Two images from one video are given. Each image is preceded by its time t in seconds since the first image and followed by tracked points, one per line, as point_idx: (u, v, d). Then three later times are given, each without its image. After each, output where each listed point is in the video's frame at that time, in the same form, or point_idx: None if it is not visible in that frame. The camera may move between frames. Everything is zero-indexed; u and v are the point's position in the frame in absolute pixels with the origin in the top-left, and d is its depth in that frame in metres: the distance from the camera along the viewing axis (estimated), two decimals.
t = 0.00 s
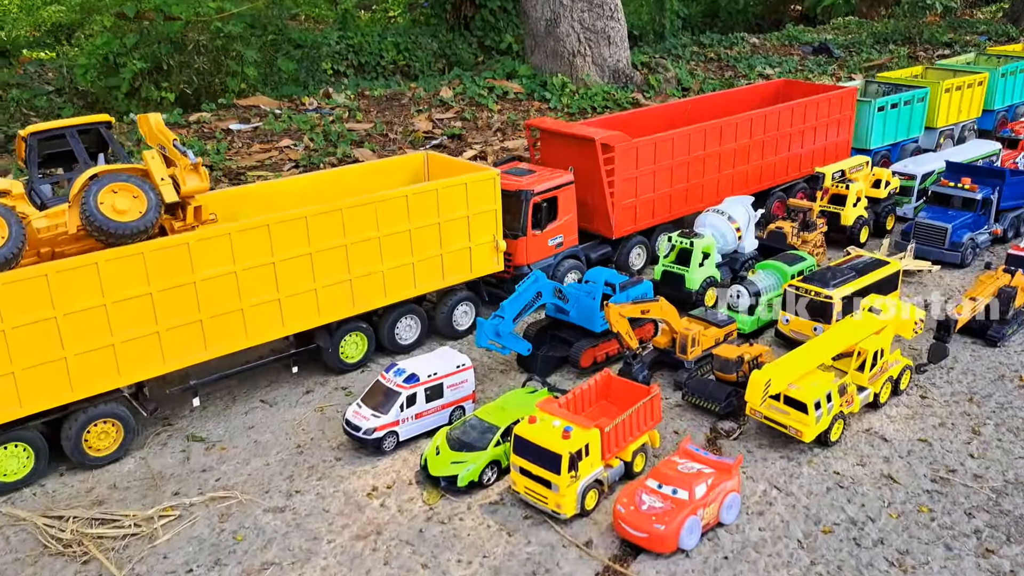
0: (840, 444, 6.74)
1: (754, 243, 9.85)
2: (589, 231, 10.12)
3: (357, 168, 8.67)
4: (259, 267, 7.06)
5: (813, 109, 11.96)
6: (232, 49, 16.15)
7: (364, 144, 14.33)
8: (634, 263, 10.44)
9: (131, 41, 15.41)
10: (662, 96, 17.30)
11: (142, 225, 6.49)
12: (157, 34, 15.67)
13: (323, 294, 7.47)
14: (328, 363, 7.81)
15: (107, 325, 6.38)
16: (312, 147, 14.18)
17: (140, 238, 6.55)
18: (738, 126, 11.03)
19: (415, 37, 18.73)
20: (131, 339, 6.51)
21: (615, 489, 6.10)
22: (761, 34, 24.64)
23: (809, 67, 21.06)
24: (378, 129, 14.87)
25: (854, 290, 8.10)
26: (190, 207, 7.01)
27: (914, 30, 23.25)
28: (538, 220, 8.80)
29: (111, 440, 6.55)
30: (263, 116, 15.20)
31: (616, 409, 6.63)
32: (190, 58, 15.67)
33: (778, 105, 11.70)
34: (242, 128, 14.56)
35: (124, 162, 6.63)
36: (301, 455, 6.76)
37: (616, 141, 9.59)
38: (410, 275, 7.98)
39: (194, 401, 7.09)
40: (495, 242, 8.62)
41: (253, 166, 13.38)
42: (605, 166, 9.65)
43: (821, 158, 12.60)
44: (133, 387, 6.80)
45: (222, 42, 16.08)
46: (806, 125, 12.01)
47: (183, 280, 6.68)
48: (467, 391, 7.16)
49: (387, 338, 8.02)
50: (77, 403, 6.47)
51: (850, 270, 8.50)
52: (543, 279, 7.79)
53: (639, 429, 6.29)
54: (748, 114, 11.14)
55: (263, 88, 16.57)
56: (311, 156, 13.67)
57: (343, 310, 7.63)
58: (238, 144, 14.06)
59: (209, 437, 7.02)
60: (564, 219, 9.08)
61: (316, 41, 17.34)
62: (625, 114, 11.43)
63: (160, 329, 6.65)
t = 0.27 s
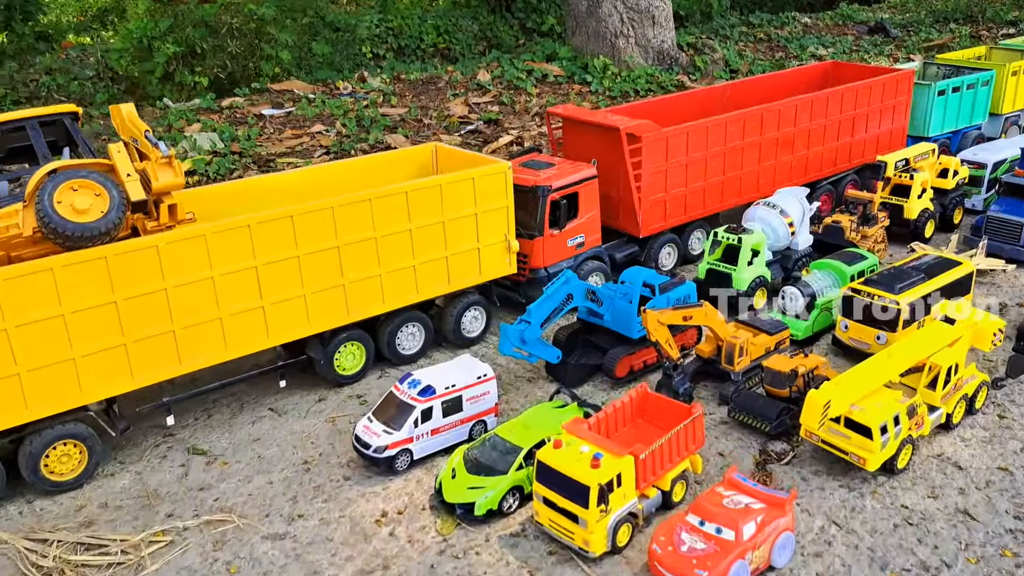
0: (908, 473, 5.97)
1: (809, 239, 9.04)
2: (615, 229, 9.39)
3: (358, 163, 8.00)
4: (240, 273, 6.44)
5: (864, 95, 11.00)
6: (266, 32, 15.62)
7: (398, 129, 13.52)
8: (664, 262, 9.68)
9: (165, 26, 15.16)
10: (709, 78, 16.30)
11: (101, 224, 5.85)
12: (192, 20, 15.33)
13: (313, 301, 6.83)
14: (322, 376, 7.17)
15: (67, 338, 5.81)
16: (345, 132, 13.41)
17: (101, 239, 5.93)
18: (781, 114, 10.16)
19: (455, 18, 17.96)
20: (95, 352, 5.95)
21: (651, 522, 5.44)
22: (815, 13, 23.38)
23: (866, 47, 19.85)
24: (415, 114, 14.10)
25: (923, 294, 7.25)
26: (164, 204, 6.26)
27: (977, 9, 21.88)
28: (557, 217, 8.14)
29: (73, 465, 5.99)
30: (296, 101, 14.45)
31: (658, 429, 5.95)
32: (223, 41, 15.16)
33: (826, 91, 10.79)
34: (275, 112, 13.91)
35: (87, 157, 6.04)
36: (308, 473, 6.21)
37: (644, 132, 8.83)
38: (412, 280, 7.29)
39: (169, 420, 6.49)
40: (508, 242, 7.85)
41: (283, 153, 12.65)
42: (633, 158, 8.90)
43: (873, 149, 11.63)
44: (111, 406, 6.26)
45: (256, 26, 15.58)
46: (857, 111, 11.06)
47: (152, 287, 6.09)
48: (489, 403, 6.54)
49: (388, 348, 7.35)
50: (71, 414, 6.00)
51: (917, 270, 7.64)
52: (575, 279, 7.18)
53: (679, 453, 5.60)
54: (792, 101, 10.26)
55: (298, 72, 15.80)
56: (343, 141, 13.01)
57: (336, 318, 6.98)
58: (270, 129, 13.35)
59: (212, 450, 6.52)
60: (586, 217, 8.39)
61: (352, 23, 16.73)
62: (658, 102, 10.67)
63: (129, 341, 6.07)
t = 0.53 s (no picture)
0: (1009, 543, 5.15)
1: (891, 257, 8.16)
2: (663, 243, 8.64)
3: (382, 163, 7.29)
4: (241, 286, 5.77)
5: (946, 99, 9.98)
6: (321, 16, 15.07)
7: (451, 120, 12.80)
8: (716, 279, 8.86)
9: (223, 10, 14.77)
10: (781, 72, 15.24)
11: (85, 233, 5.12)
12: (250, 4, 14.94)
13: (322, 320, 6.17)
14: (332, 396, 6.62)
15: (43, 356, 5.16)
16: (397, 121, 12.77)
17: (84, 248, 5.19)
18: (851, 120, 9.24)
19: (517, 5, 17.21)
20: (75, 373, 5.27)
21: None
22: (897, 4, 21.94)
23: (949, 43, 18.50)
24: (469, 104, 13.38)
25: None
26: (159, 209, 5.53)
27: None
28: (597, 229, 7.64)
29: (50, 493, 5.40)
30: (351, 88, 13.78)
31: (714, 478, 5.31)
32: (280, 25, 14.59)
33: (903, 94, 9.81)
34: (328, 99, 13.28)
35: (72, 159, 5.30)
36: (325, 505, 5.67)
37: (697, 138, 8.05)
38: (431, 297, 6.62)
39: (157, 446, 5.82)
40: (540, 257, 7.24)
41: (333, 143, 12.06)
42: (684, 166, 8.14)
43: (955, 158, 10.58)
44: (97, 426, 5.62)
45: (313, 9, 15.04)
46: (938, 116, 10.06)
47: (143, 301, 5.41)
48: (526, 435, 5.90)
49: (405, 367, 6.75)
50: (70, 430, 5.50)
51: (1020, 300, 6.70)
52: (629, 298, 6.44)
53: (742, 510, 4.89)
54: (865, 104, 9.32)
55: (353, 57, 15.20)
56: (394, 130, 12.37)
57: (346, 338, 6.32)
58: (322, 117, 12.73)
59: (226, 472, 6.03)
60: (630, 229, 7.91)
61: (410, 8, 16.10)
62: (721, 100, 9.81)
63: (113, 361, 5.40)
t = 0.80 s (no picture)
0: None
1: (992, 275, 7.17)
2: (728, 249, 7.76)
3: (417, 146, 6.60)
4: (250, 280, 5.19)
5: None
6: None
7: (506, 102, 11.99)
8: (785, 291, 7.94)
9: None
10: (862, 63, 14.06)
11: (72, 214, 4.61)
12: None
13: (340, 320, 5.55)
14: (350, 404, 5.96)
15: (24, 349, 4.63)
16: (450, 101, 12.00)
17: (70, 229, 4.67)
18: (946, 118, 8.20)
19: None
20: (59, 369, 4.73)
21: None
22: None
23: None
24: (526, 86, 12.53)
25: None
26: (159, 189, 5.11)
27: None
28: (656, 229, 6.82)
29: (27, 500, 4.86)
30: (406, 66, 13.00)
31: (784, 534, 4.54)
32: None
33: (1005, 90, 8.72)
34: (381, 76, 12.51)
35: (61, 131, 4.77)
36: (335, 531, 5.01)
37: (773, 133, 7.13)
38: (462, 298, 5.98)
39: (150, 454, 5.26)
40: (587, 258, 6.52)
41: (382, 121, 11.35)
42: (757, 164, 7.23)
43: None
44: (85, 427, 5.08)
45: None
46: None
47: (137, 292, 4.85)
48: (566, 465, 5.16)
49: (431, 376, 6.12)
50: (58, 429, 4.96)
51: None
52: (690, 313, 5.65)
53: None
54: (962, 101, 8.27)
55: (413, 34, 14.19)
56: (446, 111, 11.60)
57: (366, 341, 5.70)
58: (373, 94, 11.98)
59: (229, 484, 5.42)
60: (692, 231, 7.07)
61: None
62: (801, 89, 8.78)
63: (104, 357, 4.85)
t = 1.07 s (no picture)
0: None
1: None
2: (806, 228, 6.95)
3: (461, 99, 5.93)
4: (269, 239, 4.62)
5: None
6: None
7: (566, 66, 11.19)
8: (869, 277, 7.10)
9: None
10: (958, 35, 12.84)
11: (66, 153, 4.07)
12: None
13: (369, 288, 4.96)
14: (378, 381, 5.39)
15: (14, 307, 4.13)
16: (509, 64, 11.23)
17: (68, 173, 4.13)
18: None
19: None
20: (53, 330, 4.23)
21: None
22: None
23: None
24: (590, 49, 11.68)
25: None
26: (171, 132, 4.56)
27: None
28: (727, 201, 6.05)
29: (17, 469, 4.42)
30: (464, 26, 12.24)
31: (871, 569, 3.83)
32: None
33: None
34: (438, 35, 11.77)
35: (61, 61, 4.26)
36: (350, 525, 4.46)
37: (868, 98, 6.27)
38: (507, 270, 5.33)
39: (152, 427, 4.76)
40: (648, 231, 5.80)
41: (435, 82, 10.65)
42: (847, 133, 6.37)
43: None
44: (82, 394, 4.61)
45: None
46: None
47: (140, 246, 4.31)
48: (613, 467, 4.51)
49: (468, 355, 5.51)
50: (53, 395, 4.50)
51: None
52: (768, 300, 4.90)
53: None
54: None
55: None
56: (502, 72, 10.85)
57: (397, 313, 5.11)
58: (428, 53, 11.26)
59: (240, 464, 4.91)
60: (768, 207, 6.28)
61: None
62: (896, 53, 7.85)
63: (103, 319, 4.33)
